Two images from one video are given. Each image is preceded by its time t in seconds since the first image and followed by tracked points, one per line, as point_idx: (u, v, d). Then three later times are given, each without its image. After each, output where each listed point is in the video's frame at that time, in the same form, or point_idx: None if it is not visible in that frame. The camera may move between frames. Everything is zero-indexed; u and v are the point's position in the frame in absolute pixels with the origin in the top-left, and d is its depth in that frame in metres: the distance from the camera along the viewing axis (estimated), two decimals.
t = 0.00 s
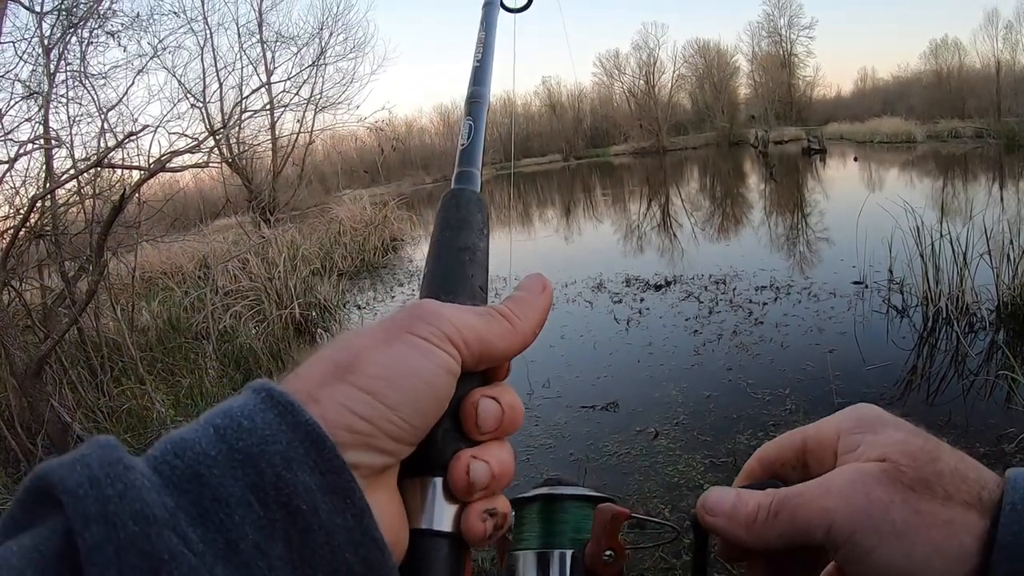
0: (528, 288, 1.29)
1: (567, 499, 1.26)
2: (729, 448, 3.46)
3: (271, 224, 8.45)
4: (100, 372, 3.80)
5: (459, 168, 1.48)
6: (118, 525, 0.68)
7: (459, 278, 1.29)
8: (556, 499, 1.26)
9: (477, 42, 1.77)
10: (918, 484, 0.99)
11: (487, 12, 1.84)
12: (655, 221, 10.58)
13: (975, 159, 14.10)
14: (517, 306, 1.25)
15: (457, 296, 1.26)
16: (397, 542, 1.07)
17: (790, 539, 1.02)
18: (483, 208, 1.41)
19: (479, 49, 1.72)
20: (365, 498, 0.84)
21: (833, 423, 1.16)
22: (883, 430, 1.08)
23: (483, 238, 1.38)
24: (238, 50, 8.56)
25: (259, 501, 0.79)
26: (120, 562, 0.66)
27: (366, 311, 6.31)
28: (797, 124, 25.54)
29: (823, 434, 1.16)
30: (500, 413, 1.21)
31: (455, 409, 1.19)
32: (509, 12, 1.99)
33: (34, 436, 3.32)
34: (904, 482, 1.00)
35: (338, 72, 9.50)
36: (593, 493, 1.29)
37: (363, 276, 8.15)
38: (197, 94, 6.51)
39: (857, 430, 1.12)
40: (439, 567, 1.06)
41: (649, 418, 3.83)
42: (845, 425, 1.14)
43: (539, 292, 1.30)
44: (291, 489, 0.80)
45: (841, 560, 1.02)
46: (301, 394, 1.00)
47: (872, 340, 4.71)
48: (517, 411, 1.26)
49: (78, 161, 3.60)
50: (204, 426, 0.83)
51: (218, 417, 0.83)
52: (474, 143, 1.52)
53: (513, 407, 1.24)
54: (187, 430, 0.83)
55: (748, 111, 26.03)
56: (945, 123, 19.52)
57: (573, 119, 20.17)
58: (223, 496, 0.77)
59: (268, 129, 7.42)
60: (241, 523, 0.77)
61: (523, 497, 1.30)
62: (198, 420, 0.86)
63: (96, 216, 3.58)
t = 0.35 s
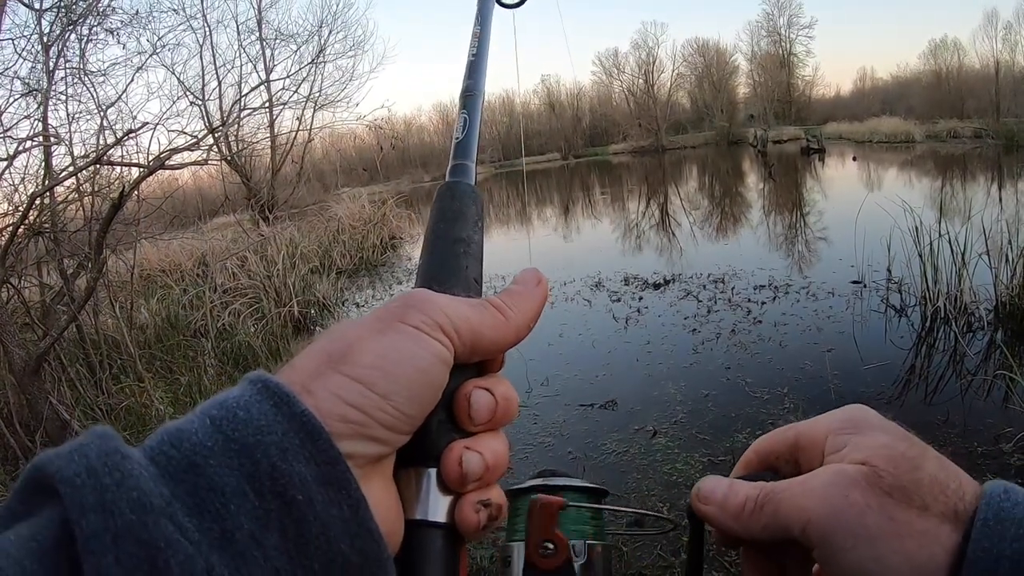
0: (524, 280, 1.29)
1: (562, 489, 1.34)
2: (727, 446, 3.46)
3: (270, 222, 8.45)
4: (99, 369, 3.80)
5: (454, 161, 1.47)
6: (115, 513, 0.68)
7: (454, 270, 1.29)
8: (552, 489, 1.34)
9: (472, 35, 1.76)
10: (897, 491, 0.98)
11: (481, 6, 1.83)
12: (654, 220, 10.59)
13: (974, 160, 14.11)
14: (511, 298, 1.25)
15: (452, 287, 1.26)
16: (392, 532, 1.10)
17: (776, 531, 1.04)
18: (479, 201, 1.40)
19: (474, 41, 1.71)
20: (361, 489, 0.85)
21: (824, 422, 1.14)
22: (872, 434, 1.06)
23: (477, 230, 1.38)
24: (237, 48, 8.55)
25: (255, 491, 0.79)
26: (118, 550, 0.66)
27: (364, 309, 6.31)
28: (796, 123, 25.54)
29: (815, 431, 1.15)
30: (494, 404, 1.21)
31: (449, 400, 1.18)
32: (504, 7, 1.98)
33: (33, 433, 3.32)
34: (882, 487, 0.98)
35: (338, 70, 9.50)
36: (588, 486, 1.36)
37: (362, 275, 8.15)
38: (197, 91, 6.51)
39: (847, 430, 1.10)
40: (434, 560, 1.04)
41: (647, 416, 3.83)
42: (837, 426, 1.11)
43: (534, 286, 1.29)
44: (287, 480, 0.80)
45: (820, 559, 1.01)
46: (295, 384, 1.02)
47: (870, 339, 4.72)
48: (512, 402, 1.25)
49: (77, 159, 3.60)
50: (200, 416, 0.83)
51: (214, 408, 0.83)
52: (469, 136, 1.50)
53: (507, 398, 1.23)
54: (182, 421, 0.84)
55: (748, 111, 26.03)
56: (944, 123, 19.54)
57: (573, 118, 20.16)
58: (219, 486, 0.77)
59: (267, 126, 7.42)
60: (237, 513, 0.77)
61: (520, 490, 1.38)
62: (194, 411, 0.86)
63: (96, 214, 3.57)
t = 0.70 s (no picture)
0: (525, 278, 1.29)
1: (564, 485, 1.29)
2: (725, 445, 3.46)
3: (268, 220, 8.46)
4: (96, 367, 3.79)
5: (457, 156, 1.46)
6: (114, 515, 0.67)
7: (457, 266, 1.29)
8: (553, 485, 1.29)
9: (476, 32, 1.75)
10: (882, 506, 0.99)
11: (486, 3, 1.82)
12: (652, 219, 10.60)
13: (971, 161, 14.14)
14: (513, 295, 1.25)
15: (454, 284, 1.27)
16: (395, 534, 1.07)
17: (776, 542, 1.04)
18: (482, 196, 1.40)
19: (478, 36, 1.71)
20: (362, 489, 0.85)
21: (822, 445, 1.13)
22: (866, 456, 1.06)
23: (479, 226, 1.37)
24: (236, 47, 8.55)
25: (255, 492, 0.78)
26: (116, 552, 0.66)
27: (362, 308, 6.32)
28: (795, 123, 25.55)
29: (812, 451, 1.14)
30: (497, 402, 1.21)
31: (450, 399, 1.18)
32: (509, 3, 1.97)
33: (30, 430, 3.32)
34: (868, 503, 0.99)
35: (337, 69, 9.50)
36: (593, 481, 1.30)
37: (360, 273, 8.16)
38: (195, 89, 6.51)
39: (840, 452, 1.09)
40: (437, 561, 1.04)
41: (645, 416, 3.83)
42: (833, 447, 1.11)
43: (537, 283, 1.30)
44: (286, 480, 0.80)
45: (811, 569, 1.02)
46: (295, 384, 1.02)
47: (868, 339, 4.72)
48: (515, 401, 1.25)
49: (75, 156, 3.59)
50: (200, 417, 0.82)
51: (213, 408, 0.83)
52: (473, 132, 1.49)
53: (511, 396, 1.23)
54: (181, 421, 0.83)
55: (747, 111, 26.05)
56: (942, 125, 19.59)
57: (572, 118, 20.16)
58: (219, 486, 0.77)
59: (265, 124, 7.41)
60: (237, 514, 0.76)
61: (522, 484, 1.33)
62: (193, 411, 0.85)
63: (93, 212, 3.56)
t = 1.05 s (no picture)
0: (525, 290, 1.27)
1: (569, 491, 1.23)
2: (723, 450, 3.46)
3: (267, 223, 8.45)
4: (94, 369, 3.80)
5: (457, 167, 1.46)
6: (110, 539, 0.69)
7: (456, 281, 1.29)
8: (558, 492, 1.23)
9: (475, 38, 1.75)
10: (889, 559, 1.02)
11: (486, 9, 1.82)
12: (651, 223, 10.61)
13: (970, 166, 14.16)
14: (512, 308, 1.23)
15: (453, 300, 1.26)
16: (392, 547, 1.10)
17: None
18: (481, 208, 1.39)
19: (476, 44, 1.69)
20: (358, 510, 0.84)
21: (825, 513, 1.13)
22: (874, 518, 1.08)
23: (479, 238, 1.37)
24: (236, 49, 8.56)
25: (252, 514, 0.78)
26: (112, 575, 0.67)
27: (361, 312, 6.32)
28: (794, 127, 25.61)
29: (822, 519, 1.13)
30: (496, 418, 1.21)
31: (449, 415, 1.18)
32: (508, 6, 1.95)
33: (28, 432, 3.32)
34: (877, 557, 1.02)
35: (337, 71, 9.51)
36: (598, 485, 1.25)
37: (358, 276, 8.16)
38: (195, 91, 6.52)
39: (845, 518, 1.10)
40: None
41: (643, 421, 3.83)
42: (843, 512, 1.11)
43: (536, 295, 1.27)
44: (283, 501, 0.80)
45: None
46: (290, 404, 1.00)
47: (867, 344, 4.72)
48: (514, 414, 1.25)
49: (74, 158, 3.59)
50: (196, 438, 0.82)
51: (210, 428, 0.82)
52: (472, 141, 1.49)
53: (510, 411, 1.23)
54: (178, 441, 0.82)
55: (745, 115, 26.11)
56: (940, 129, 19.64)
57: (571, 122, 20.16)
58: (215, 509, 0.76)
59: (265, 127, 7.40)
60: (233, 536, 0.76)
61: (525, 491, 1.28)
62: (191, 430, 0.85)
63: (92, 214, 3.56)
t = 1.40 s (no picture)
0: (526, 305, 1.25)
1: (576, 502, 1.25)
2: (716, 458, 3.46)
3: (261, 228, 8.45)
4: (85, 374, 3.78)
5: (457, 180, 1.43)
6: (108, 563, 0.67)
7: (457, 296, 1.27)
8: (564, 502, 1.25)
9: (477, 48, 1.73)
10: None
11: (487, 19, 1.80)
12: (644, 231, 10.64)
13: (962, 174, 14.26)
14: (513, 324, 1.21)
15: (452, 314, 1.24)
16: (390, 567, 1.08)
17: None
18: (482, 222, 1.37)
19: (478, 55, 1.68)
20: (358, 529, 0.84)
21: None
22: None
23: (478, 252, 1.34)
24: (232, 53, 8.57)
25: (250, 535, 0.77)
26: None
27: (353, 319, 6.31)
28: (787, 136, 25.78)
29: None
30: (495, 435, 1.19)
31: (449, 431, 1.16)
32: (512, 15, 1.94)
33: (19, 436, 3.32)
34: None
35: (332, 77, 9.53)
36: (604, 497, 1.26)
37: (351, 282, 8.16)
38: (189, 95, 6.52)
39: None
40: None
41: (637, 429, 3.82)
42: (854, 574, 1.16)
43: (536, 310, 1.26)
44: (283, 522, 0.79)
45: None
46: (289, 422, 1.01)
47: (860, 352, 4.73)
48: (513, 432, 1.23)
49: (67, 161, 3.58)
50: (194, 457, 0.80)
51: (208, 448, 0.81)
52: (473, 152, 1.45)
53: (509, 428, 1.21)
54: (176, 459, 0.81)
55: (738, 124, 26.27)
56: (933, 138, 19.79)
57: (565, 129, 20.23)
58: (214, 530, 0.75)
59: (260, 132, 7.41)
60: (232, 557, 0.75)
61: (531, 500, 1.29)
62: (187, 448, 0.83)
63: (85, 217, 3.54)
